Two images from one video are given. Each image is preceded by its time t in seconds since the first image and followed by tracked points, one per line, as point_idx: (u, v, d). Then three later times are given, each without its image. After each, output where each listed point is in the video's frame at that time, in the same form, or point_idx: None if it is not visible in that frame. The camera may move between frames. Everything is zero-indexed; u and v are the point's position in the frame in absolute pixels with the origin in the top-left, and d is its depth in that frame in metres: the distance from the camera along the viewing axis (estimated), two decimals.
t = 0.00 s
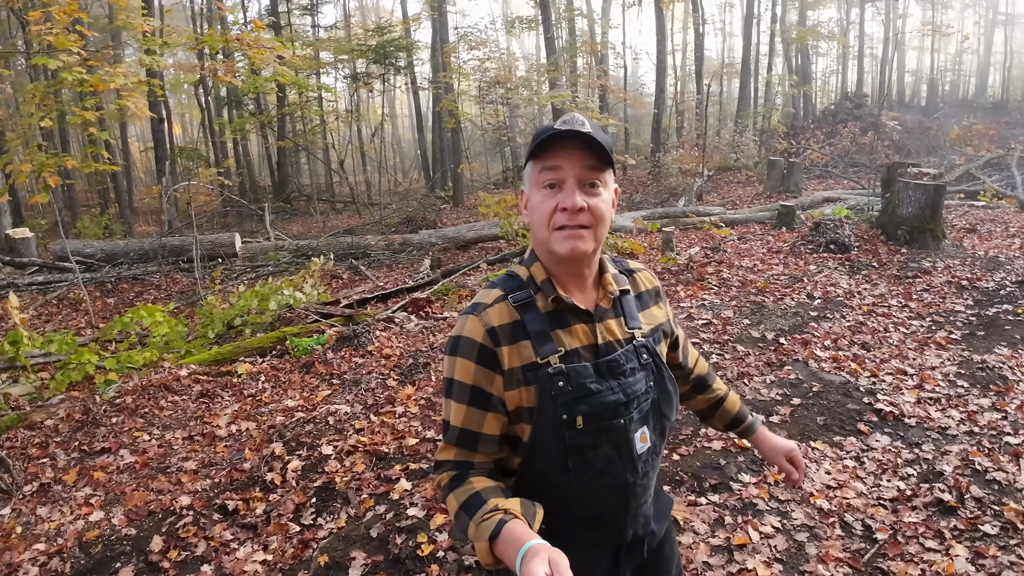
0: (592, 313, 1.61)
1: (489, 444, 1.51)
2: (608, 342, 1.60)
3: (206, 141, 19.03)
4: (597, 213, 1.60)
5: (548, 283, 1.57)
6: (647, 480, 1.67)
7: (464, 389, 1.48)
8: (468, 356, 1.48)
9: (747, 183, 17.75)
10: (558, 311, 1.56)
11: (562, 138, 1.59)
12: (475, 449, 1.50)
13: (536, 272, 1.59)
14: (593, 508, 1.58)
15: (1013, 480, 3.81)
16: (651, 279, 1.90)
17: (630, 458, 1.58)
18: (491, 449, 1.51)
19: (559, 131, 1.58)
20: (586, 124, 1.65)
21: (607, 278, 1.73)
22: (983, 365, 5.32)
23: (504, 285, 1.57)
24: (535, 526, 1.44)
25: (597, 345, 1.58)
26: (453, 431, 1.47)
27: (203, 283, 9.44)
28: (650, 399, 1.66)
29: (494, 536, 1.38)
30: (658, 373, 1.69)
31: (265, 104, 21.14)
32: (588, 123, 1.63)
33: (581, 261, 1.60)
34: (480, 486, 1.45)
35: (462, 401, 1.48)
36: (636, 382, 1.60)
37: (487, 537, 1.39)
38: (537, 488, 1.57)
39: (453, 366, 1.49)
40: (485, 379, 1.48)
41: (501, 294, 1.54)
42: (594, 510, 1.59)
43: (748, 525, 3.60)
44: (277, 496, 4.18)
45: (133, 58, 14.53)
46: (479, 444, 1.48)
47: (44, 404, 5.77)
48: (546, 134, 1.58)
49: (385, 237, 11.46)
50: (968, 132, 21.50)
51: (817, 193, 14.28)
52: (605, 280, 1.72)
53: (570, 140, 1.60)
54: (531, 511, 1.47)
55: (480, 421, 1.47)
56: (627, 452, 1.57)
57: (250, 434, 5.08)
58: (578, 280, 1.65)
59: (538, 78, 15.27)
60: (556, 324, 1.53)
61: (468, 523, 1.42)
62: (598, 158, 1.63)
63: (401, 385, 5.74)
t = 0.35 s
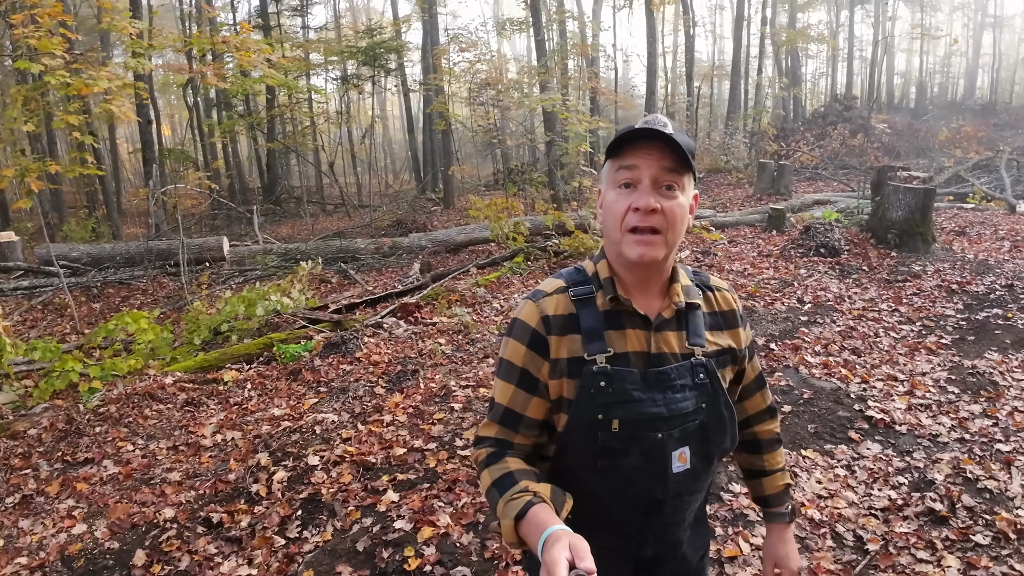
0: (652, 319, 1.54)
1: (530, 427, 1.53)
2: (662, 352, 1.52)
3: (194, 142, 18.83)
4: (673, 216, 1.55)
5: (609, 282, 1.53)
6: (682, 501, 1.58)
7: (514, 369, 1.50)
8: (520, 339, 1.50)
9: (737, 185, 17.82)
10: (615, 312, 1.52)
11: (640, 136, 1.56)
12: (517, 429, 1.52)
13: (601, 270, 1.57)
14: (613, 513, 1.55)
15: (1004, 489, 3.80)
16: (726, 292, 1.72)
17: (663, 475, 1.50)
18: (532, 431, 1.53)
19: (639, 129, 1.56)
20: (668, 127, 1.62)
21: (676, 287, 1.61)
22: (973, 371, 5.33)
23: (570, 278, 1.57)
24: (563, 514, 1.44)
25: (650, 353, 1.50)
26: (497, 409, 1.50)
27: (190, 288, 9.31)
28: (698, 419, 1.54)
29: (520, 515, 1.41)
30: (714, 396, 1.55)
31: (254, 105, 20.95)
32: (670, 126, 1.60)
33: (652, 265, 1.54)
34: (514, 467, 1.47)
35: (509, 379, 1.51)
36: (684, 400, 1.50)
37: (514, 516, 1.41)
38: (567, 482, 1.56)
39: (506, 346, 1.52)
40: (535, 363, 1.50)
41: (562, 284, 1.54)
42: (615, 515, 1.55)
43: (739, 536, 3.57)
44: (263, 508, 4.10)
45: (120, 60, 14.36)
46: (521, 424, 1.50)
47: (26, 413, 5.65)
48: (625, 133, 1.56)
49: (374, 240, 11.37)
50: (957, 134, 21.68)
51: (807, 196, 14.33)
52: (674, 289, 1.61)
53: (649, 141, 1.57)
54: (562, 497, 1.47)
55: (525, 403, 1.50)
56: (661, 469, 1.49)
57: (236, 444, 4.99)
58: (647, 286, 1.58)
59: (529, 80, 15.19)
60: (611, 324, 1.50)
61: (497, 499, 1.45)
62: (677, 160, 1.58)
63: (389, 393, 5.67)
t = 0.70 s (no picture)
0: (682, 321, 1.52)
1: (558, 411, 1.57)
2: (688, 355, 1.50)
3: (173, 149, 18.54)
4: (711, 217, 1.53)
5: (641, 278, 1.54)
6: (697, 508, 1.54)
7: (543, 352, 1.56)
8: (550, 324, 1.55)
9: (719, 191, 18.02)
10: (645, 309, 1.53)
11: (677, 136, 1.55)
12: (543, 412, 1.56)
13: (636, 267, 1.58)
14: (623, 508, 1.54)
15: (993, 488, 3.87)
16: (773, 302, 1.61)
17: (674, 478, 1.48)
18: (558, 416, 1.57)
19: (677, 129, 1.55)
20: (708, 126, 1.59)
21: (713, 292, 1.56)
22: (958, 372, 5.43)
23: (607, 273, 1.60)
24: (579, 499, 1.44)
25: (675, 354, 1.50)
26: (526, 389, 1.55)
27: (171, 297, 9.14)
28: (720, 428, 1.49)
29: (536, 495, 1.43)
30: (740, 407, 1.49)
31: (235, 112, 20.72)
32: (709, 125, 1.57)
33: (688, 266, 1.53)
34: (537, 448, 1.50)
35: (539, 362, 1.56)
36: (704, 407, 1.46)
37: (531, 494, 1.43)
38: (584, 471, 1.57)
39: (538, 330, 1.58)
40: (564, 349, 1.55)
41: (597, 277, 1.58)
42: (623, 510, 1.55)
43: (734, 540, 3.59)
44: (251, 521, 4.01)
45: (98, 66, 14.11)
46: (548, 407, 1.54)
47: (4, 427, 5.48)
48: (663, 132, 1.55)
49: (359, 248, 11.27)
50: (934, 140, 22.21)
51: (788, 201, 14.55)
52: (711, 292, 1.56)
53: (688, 141, 1.56)
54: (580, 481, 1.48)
55: (552, 386, 1.54)
56: (671, 472, 1.47)
57: (222, 456, 4.89)
58: (683, 287, 1.56)
59: (513, 87, 15.21)
60: (639, 320, 1.51)
61: (516, 478, 1.48)
62: (716, 160, 1.55)
63: (378, 402, 5.61)
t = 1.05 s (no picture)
0: (648, 337, 1.56)
1: (541, 430, 1.61)
2: (657, 373, 1.53)
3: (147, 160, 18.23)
4: (634, 233, 1.51)
5: (608, 297, 1.58)
6: (679, 529, 1.55)
7: (521, 374, 1.60)
8: (526, 346, 1.60)
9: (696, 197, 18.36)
10: (613, 328, 1.57)
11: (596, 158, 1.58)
12: (527, 432, 1.60)
13: (603, 285, 1.62)
14: (604, 528, 1.57)
15: (973, 479, 4.07)
16: (747, 316, 1.61)
17: (649, 498, 1.50)
18: (542, 435, 1.61)
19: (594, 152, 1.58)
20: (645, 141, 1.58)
21: (681, 309, 1.57)
22: (935, 368, 5.65)
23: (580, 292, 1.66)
24: (569, 516, 1.49)
25: (644, 371, 1.53)
26: (508, 411, 1.59)
27: (152, 310, 9.00)
28: (694, 446, 1.51)
29: (525, 515, 1.46)
30: (715, 425, 1.50)
31: (210, 122, 20.48)
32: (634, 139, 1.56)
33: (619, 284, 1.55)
34: (521, 469, 1.53)
35: (518, 384, 1.60)
36: (677, 426, 1.48)
37: (518, 513, 1.46)
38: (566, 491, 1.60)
39: (515, 353, 1.63)
40: (542, 369, 1.59)
41: (570, 298, 1.62)
42: (606, 530, 1.58)
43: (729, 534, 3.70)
44: (249, 532, 4.00)
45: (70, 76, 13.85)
46: (530, 427, 1.58)
47: None
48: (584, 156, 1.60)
49: (341, 257, 11.22)
50: (902, 145, 22.98)
51: (763, 206, 14.91)
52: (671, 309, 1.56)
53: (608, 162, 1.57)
54: (568, 500, 1.52)
55: (533, 407, 1.58)
56: (648, 492, 1.49)
57: (214, 467, 4.84)
58: (640, 300, 1.58)
59: (492, 95, 15.32)
60: (609, 340, 1.55)
61: (502, 500, 1.51)
62: (636, 175, 1.52)
63: (370, 410, 5.61)
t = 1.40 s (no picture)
0: (595, 339, 1.54)
1: (495, 437, 1.66)
2: (604, 375, 1.51)
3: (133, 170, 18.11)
4: (568, 250, 1.52)
5: (554, 302, 1.58)
6: (638, 533, 1.48)
7: (474, 381, 1.65)
8: (479, 354, 1.65)
9: (681, 200, 18.69)
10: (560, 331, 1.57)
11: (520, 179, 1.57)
12: (481, 440, 1.65)
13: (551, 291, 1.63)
14: (562, 538, 1.52)
15: (960, 460, 4.27)
16: (699, 310, 1.56)
17: (602, 503, 1.45)
18: (496, 441, 1.66)
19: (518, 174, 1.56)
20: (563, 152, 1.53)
21: (627, 309, 1.55)
22: (919, 359, 5.88)
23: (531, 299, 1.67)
24: (518, 525, 1.58)
25: (592, 374, 1.51)
26: (463, 418, 1.65)
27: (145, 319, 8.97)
28: (647, 448, 1.45)
29: (475, 522, 1.48)
30: (666, 425, 1.45)
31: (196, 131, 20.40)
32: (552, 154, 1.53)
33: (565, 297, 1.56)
34: (474, 476, 1.57)
35: (473, 392, 1.66)
36: (625, 428, 1.44)
37: (467, 522, 1.49)
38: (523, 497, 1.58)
39: (471, 361, 1.68)
40: (495, 376, 1.64)
41: (523, 306, 1.65)
42: (565, 539, 1.52)
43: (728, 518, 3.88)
44: (259, 531, 4.05)
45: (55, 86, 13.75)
46: (484, 433, 1.63)
47: None
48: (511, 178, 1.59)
49: (333, 264, 11.26)
50: (880, 146, 23.61)
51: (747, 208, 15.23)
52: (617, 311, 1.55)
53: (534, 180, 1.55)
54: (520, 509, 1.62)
55: (486, 414, 1.63)
56: (601, 497, 1.44)
57: (220, 471, 4.88)
58: (585, 307, 1.58)
59: (479, 101, 15.50)
60: (557, 344, 1.55)
61: (455, 507, 1.54)
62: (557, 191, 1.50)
63: (371, 412, 5.68)
